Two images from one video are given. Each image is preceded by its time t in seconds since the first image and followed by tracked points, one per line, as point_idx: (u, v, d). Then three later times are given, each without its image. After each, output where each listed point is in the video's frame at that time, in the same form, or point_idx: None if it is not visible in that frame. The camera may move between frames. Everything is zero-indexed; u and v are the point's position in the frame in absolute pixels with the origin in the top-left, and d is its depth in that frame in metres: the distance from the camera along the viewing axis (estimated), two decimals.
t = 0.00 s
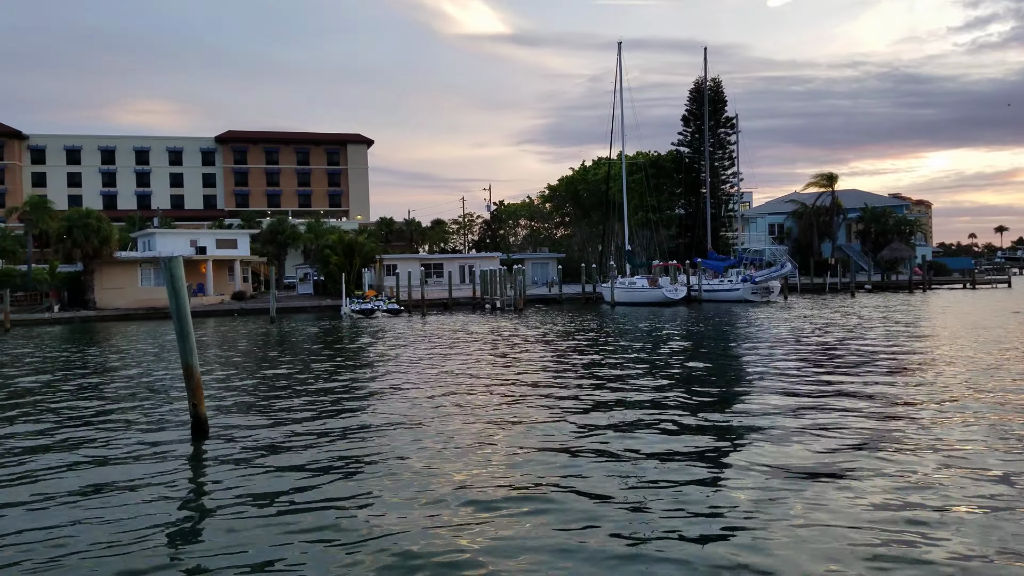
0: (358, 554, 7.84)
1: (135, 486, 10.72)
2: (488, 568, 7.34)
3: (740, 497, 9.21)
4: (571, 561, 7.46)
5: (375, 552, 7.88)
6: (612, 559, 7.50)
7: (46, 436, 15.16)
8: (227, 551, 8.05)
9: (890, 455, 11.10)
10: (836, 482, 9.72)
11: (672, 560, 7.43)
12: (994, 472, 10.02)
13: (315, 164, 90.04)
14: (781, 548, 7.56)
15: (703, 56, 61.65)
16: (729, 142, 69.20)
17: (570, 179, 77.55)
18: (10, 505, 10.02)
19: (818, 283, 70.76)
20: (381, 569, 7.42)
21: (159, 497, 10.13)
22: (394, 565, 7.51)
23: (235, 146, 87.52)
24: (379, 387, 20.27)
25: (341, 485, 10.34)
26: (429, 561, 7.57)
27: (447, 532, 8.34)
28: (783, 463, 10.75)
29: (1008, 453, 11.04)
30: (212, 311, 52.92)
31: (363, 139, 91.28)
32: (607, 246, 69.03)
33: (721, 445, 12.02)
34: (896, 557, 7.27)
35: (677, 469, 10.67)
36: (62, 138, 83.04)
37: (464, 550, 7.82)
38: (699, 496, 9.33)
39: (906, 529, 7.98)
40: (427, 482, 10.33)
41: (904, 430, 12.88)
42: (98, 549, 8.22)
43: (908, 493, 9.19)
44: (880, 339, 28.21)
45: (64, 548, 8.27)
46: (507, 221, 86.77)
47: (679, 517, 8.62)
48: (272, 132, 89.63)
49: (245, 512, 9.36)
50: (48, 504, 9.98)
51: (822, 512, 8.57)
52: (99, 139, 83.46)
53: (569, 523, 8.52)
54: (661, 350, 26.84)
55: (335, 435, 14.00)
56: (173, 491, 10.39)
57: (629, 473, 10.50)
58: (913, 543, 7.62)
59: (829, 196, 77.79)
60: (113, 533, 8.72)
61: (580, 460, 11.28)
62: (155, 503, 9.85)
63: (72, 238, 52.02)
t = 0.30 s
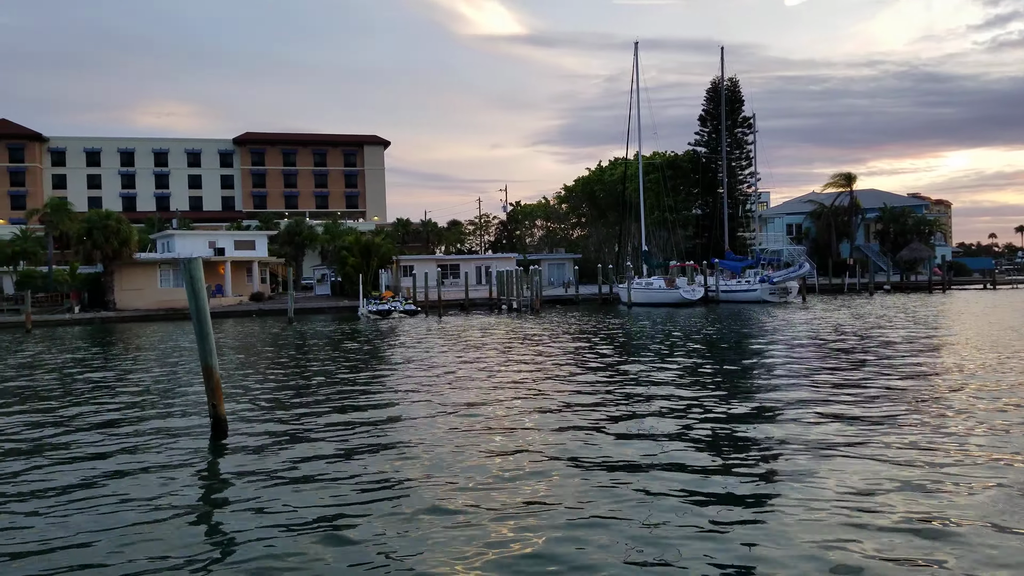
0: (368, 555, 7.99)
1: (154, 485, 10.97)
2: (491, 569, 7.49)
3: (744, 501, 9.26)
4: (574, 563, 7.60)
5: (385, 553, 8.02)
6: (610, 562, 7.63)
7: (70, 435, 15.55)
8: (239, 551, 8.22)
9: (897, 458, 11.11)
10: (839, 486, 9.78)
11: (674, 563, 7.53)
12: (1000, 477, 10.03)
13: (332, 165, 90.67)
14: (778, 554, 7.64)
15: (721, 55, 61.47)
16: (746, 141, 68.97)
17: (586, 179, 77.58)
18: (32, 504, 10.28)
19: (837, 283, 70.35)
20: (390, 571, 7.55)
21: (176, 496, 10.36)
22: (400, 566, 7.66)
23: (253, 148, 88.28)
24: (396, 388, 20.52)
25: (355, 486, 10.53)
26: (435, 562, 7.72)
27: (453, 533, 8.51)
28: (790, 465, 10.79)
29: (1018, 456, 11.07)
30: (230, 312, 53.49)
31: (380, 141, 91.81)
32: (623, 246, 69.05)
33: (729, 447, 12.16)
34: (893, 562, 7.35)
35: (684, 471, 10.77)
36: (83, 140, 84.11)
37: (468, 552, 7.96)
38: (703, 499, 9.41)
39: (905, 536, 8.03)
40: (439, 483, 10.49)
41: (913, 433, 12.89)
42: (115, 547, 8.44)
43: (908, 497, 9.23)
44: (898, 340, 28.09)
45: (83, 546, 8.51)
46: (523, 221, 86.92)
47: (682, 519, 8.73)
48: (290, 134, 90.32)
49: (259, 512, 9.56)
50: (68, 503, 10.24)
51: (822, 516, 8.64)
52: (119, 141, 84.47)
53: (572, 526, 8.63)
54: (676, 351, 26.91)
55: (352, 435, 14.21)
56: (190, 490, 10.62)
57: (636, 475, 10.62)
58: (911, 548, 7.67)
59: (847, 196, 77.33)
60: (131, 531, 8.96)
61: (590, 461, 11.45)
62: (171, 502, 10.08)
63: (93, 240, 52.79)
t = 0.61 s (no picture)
0: (390, 556, 8.08)
1: (183, 484, 11.18)
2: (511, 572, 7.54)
3: (764, 506, 9.24)
4: (594, 569, 7.61)
5: (408, 554, 8.10)
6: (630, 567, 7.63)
7: (100, 432, 15.87)
8: (264, 550, 8.37)
9: (921, 463, 11.02)
10: (863, 491, 9.72)
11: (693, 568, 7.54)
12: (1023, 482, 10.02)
13: (356, 167, 91.37)
14: (798, 560, 7.62)
15: (745, 54, 61.11)
16: (771, 141, 68.46)
17: (609, 179, 77.48)
18: (65, 501, 10.52)
19: (863, 284, 69.66)
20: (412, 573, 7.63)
21: (205, 495, 10.55)
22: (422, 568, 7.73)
23: (278, 150, 89.17)
24: (418, 388, 20.73)
25: (379, 487, 10.64)
26: (455, 565, 7.79)
27: (475, 535, 8.57)
28: (812, 470, 10.76)
29: None
30: (256, 312, 54.16)
31: (403, 142, 92.36)
32: (646, 246, 68.87)
33: (752, 450, 12.13)
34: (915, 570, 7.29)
35: (705, 474, 10.77)
36: (111, 142, 85.42)
37: (489, 555, 8.02)
38: (724, 503, 9.40)
39: (927, 543, 7.96)
40: (462, 485, 10.57)
41: (938, 437, 12.77)
42: (144, 546, 8.62)
43: (933, 504, 9.15)
44: (924, 341, 27.86)
45: (113, 544, 8.70)
46: (545, 221, 86.94)
47: (702, 524, 8.72)
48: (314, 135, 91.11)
49: (286, 511, 9.71)
50: (100, 501, 10.46)
51: (843, 523, 8.60)
52: (146, 143, 85.67)
53: (593, 530, 8.65)
54: (698, 352, 26.88)
55: (375, 435, 14.40)
56: (218, 490, 10.80)
57: (657, 478, 10.63)
58: (934, 556, 7.62)
59: (874, 195, 76.52)
60: (159, 530, 9.13)
61: (611, 463, 11.48)
62: (201, 501, 10.28)
63: (121, 240, 53.64)
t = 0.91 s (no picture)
0: (409, 557, 8.12)
1: (202, 483, 11.27)
2: None
3: (783, 511, 9.17)
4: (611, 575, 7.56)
5: (425, 558, 8.09)
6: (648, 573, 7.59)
7: (121, 430, 16.06)
8: (283, 551, 8.41)
9: (942, 468, 10.93)
10: (883, 497, 9.63)
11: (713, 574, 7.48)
12: None
13: (374, 166, 91.86)
14: (818, 568, 7.54)
15: (765, 53, 60.83)
16: (790, 140, 68.07)
17: (626, 178, 77.43)
18: (86, 499, 10.63)
19: (883, 284, 69.14)
20: None
21: (224, 493, 10.64)
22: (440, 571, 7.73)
23: (296, 149, 89.80)
24: (435, 387, 20.89)
25: (397, 487, 10.69)
26: (474, 567, 7.81)
27: (491, 539, 8.56)
28: (830, 474, 10.69)
29: None
30: (274, 310, 54.66)
31: (420, 141, 92.76)
32: (664, 246, 68.84)
33: (770, 453, 12.08)
34: None
35: (722, 478, 10.72)
36: (132, 141, 86.31)
37: (508, 559, 8.01)
38: (742, 508, 9.34)
39: (948, 550, 7.92)
40: (479, 486, 10.60)
41: (959, 441, 12.65)
42: (165, 544, 8.70)
43: (955, 510, 9.05)
44: (942, 343, 27.71)
45: (134, 542, 8.79)
46: (562, 221, 86.97)
47: (720, 529, 8.67)
48: (332, 135, 91.65)
49: (304, 512, 9.76)
50: (121, 499, 10.58)
51: (856, 525, 8.63)
52: (166, 142, 86.51)
53: (611, 534, 8.61)
54: (714, 352, 26.90)
55: (393, 434, 14.51)
56: (239, 488, 10.90)
57: (674, 482, 10.59)
58: (956, 565, 7.52)
59: (895, 195, 75.92)
60: (178, 528, 9.20)
61: (628, 465, 11.46)
62: (220, 499, 10.36)
63: (141, 238, 54.22)
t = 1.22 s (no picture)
0: (435, 546, 8.62)
1: (239, 475, 11.84)
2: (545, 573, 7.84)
3: (796, 512, 9.35)
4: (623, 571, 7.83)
5: (450, 547, 8.57)
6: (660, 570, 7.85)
7: (163, 422, 16.83)
8: (316, 539, 8.95)
9: (958, 471, 11.04)
10: (895, 499, 9.79)
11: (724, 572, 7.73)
12: None
13: (406, 163, 92.78)
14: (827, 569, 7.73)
15: (799, 48, 60.35)
16: (825, 136, 67.48)
17: (658, 175, 77.31)
18: (129, 490, 11.21)
19: (918, 283, 68.29)
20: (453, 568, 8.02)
21: (259, 486, 11.18)
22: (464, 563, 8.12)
23: (330, 146, 91.02)
24: (464, 383, 21.44)
25: (424, 481, 11.19)
26: (496, 556, 8.30)
27: (511, 533, 8.93)
28: (846, 475, 10.86)
29: None
30: (308, 305, 55.70)
31: (452, 138, 93.47)
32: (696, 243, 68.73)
33: (789, 453, 12.33)
34: None
35: (738, 477, 10.97)
36: (169, 139, 88.12)
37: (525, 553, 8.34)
38: (754, 508, 9.56)
39: (951, 545, 8.27)
40: (502, 482, 11.03)
41: (977, 442, 12.84)
42: (206, 532, 9.29)
43: (967, 513, 9.19)
44: (974, 342, 27.60)
45: (175, 531, 9.31)
46: (592, 217, 87.02)
47: (733, 528, 8.90)
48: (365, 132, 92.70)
49: (337, 503, 10.27)
50: (162, 491, 11.16)
51: (865, 522, 8.99)
52: (202, 139, 88.20)
53: (624, 532, 8.89)
54: (741, 350, 27.09)
55: (423, 430, 15.04)
56: (275, 480, 11.49)
57: (691, 481, 10.85)
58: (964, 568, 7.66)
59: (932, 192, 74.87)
60: (218, 517, 9.79)
61: (650, 463, 11.81)
62: (256, 491, 10.93)
63: (177, 234, 55.52)
